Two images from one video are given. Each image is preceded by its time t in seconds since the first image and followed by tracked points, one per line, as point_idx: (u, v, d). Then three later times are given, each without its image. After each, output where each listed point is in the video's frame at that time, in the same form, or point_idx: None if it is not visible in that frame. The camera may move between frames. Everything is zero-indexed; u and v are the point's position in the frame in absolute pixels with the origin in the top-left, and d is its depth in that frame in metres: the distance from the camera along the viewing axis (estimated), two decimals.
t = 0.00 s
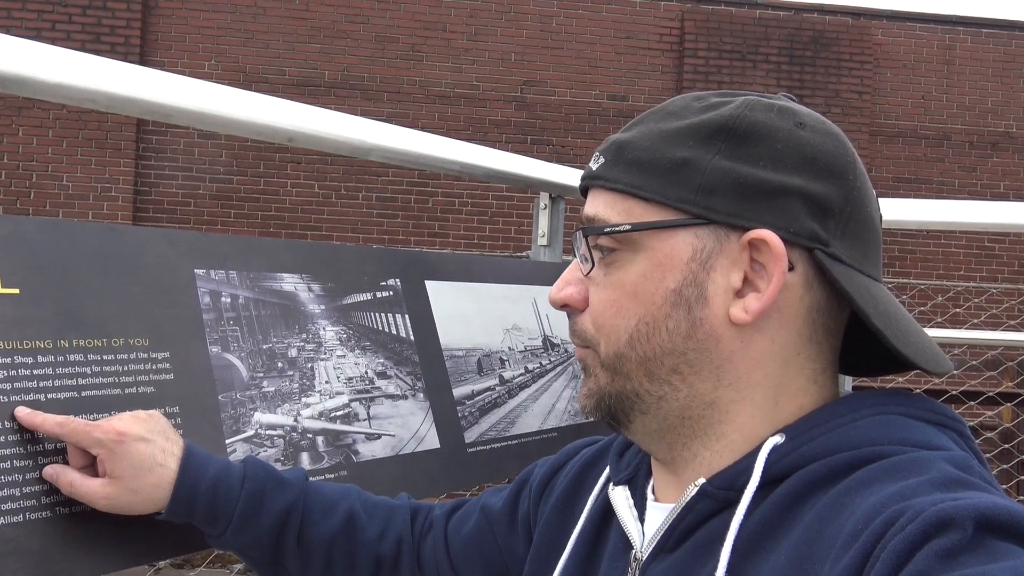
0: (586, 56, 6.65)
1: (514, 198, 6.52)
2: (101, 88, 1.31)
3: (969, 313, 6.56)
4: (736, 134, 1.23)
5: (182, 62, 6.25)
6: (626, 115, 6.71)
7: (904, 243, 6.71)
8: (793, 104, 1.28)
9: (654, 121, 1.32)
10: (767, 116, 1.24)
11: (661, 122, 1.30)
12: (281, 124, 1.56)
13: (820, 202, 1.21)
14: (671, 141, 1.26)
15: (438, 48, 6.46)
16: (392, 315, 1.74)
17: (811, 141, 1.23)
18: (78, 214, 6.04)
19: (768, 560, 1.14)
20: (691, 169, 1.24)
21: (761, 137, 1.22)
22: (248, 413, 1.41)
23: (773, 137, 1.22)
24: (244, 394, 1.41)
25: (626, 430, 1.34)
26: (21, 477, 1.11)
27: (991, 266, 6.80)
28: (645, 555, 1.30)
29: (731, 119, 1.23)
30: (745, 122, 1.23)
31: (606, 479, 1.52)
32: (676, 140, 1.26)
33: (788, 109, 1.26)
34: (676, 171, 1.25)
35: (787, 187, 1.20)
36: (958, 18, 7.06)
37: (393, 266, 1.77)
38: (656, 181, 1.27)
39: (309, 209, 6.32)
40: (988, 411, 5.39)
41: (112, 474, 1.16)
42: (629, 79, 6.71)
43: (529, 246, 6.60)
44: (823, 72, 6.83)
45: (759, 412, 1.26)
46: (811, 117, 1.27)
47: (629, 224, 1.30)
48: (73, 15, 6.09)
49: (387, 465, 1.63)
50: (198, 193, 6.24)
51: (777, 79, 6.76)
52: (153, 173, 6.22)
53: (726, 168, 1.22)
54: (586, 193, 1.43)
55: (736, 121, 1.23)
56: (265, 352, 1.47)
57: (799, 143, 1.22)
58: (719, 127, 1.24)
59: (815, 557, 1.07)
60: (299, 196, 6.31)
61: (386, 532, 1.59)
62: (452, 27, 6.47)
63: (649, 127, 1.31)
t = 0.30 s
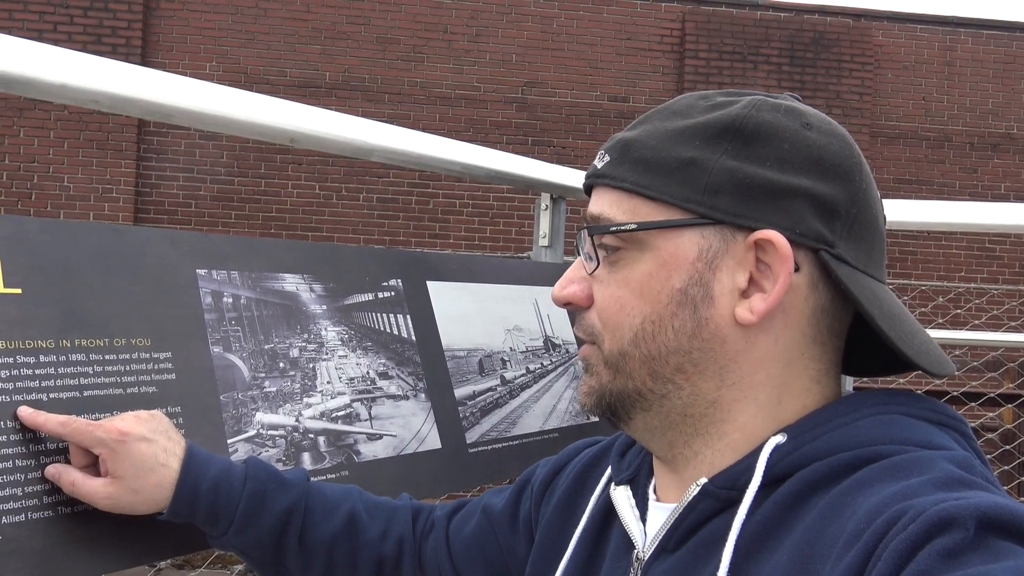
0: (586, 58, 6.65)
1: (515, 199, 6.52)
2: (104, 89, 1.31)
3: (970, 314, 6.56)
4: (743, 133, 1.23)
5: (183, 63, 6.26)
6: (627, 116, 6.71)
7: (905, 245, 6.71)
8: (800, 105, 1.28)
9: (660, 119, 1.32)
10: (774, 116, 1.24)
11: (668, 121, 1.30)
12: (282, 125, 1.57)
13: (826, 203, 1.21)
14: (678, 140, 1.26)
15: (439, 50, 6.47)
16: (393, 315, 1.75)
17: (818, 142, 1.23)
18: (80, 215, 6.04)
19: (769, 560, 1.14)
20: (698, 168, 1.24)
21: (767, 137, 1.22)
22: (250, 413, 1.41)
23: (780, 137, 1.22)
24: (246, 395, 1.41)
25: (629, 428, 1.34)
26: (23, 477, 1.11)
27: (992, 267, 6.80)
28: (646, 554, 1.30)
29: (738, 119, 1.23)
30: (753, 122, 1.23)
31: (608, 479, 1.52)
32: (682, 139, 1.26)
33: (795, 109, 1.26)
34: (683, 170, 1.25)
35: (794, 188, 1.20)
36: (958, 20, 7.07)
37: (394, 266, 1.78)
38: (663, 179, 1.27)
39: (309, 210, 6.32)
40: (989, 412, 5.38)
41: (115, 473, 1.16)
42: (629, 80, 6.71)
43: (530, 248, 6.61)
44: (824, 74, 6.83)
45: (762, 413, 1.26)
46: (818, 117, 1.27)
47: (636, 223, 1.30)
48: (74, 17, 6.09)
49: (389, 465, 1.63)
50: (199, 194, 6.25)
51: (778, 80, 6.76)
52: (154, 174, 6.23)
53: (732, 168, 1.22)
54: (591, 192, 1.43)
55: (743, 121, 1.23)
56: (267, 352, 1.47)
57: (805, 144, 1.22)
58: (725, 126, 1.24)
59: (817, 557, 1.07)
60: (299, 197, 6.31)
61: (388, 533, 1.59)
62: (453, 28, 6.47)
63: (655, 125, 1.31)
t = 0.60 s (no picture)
0: (586, 59, 6.66)
1: (515, 200, 6.52)
2: (104, 91, 1.31)
3: (971, 315, 6.55)
4: (743, 135, 1.23)
5: (183, 65, 6.26)
6: (627, 117, 6.72)
7: (905, 245, 6.72)
8: (801, 107, 1.28)
9: (661, 120, 1.32)
10: (775, 118, 1.24)
11: (668, 122, 1.30)
12: (282, 127, 1.57)
13: (826, 205, 1.21)
14: (679, 142, 1.26)
15: (439, 51, 6.47)
16: (393, 317, 1.75)
17: (818, 144, 1.23)
18: (80, 216, 6.04)
19: (769, 562, 1.14)
20: (699, 170, 1.24)
21: (768, 139, 1.22)
22: (251, 415, 1.42)
23: (781, 139, 1.22)
24: (247, 397, 1.41)
25: (629, 430, 1.34)
26: (25, 480, 1.11)
27: (992, 268, 6.80)
28: (646, 557, 1.30)
29: (739, 120, 1.24)
30: (754, 123, 1.23)
31: (608, 481, 1.52)
32: (683, 140, 1.26)
33: (796, 111, 1.26)
34: (684, 171, 1.25)
35: (794, 189, 1.20)
36: (958, 20, 7.07)
37: (395, 268, 1.78)
38: (663, 180, 1.27)
39: (309, 211, 6.32)
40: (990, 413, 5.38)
41: (115, 477, 1.16)
42: (629, 82, 6.72)
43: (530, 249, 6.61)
44: (824, 75, 6.83)
45: (762, 414, 1.26)
46: (818, 119, 1.27)
47: (637, 223, 1.29)
48: (74, 18, 6.09)
49: (389, 467, 1.63)
50: (199, 196, 6.25)
51: (778, 81, 6.76)
52: (154, 175, 6.22)
53: (733, 169, 1.22)
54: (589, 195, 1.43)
55: (744, 123, 1.23)
56: (268, 354, 1.47)
57: (807, 146, 1.22)
58: (726, 127, 1.24)
59: (817, 559, 1.07)
60: (299, 199, 6.31)
61: (388, 536, 1.59)
62: (453, 29, 6.48)
63: (656, 126, 1.31)
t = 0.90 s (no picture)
0: (585, 59, 6.66)
1: (514, 201, 6.52)
2: (103, 91, 1.31)
3: (969, 316, 6.56)
4: (748, 135, 1.22)
5: (182, 65, 6.26)
6: (627, 118, 6.72)
7: (904, 246, 6.73)
8: (803, 108, 1.28)
9: (665, 119, 1.31)
10: (779, 119, 1.24)
11: (672, 121, 1.29)
12: (282, 128, 1.57)
13: (830, 205, 1.21)
14: (684, 140, 1.25)
15: (438, 51, 6.47)
16: (394, 317, 1.74)
17: (822, 146, 1.23)
18: (79, 216, 6.04)
19: (771, 563, 1.14)
20: (704, 168, 1.24)
21: (773, 139, 1.22)
22: (252, 416, 1.41)
23: (785, 140, 1.22)
24: (247, 397, 1.41)
25: (631, 430, 1.34)
26: (25, 480, 1.11)
27: (991, 268, 6.81)
28: (648, 558, 1.30)
29: (744, 120, 1.23)
30: (758, 123, 1.23)
31: (609, 482, 1.52)
32: (688, 139, 1.25)
33: (799, 112, 1.26)
34: (689, 170, 1.25)
35: (799, 190, 1.20)
36: (957, 21, 7.08)
37: (395, 269, 1.78)
38: (669, 179, 1.26)
39: (309, 211, 6.31)
40: (990, 414, 5.37)
41: (116, 477, 1.16)
42: (628, 82, 6.71)
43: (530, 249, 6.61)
44: (823, 75, 6.84)
45: (764, 414, 1.26)
46: (820, 120, 1.27)
47: (643, 222, 1.29)
48: (73, 18, 6.09)
49: (390, 468, 1.63)
50: (198, 196, 6.25)
51: (777, 82, 6.77)
52: (153, 176, 6.22)
53: (738, 168, 1.22)
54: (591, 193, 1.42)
55: (749, 122, 1.23)
56: (268, 355, 1.47)
57: (810, 147, 1.22)
58: (731, 127, 1.23)
59: (819, 559, 1.07)
60: (299, 199, 6.31)
61: (389, 537, 1.59)
62: (452, 30, 6.48)
63: (660, 125, 1.30)
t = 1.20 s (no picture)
0: (582, 59, 6.66)
1: (511, 201, 6.52)
2: (99, 94, 1.31)
3: (967, 312, 6.56)
4: (810, 136, 1.31)
5: (177, 68, 6.25)
6: (624, 117, 6.72)
7: (902, 243, 6.73)
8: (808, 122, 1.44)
9: (722, 106, 1.32)
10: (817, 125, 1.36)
11: (735, 109, 1.30)
12: (277, 129, 1.57)
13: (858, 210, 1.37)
14: (761, 130, 1.28)
15: (434, 52, 6.47)
16: (392, 319, 1.74)
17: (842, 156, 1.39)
18: (76, 221, 6.04)
19: (769, 559, 1.14)
20: (786, 160, 1.28)
21: (824, 144, 1.33)
22: (251, 418, 1.41)
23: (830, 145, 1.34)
24: (245, 400, 1.41)
25: (705, 428, 1.27)
26: (24, 485, 1.11)
27: (988, 265, 6.82)
28: (647, 557, 1.30)
29: (805, 120, 1.31)
30: (810, 122, 1.32)
31: (607, 482, 1.53)
32: (768, 129, 1.28)
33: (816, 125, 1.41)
34: (774, 159, 1.27)
35: (847, 192, 1.34)
36: (953, 18, 7.08)
37: (393, 271, 1.78)
38: (758, 165, 1.27)
39: (306, 213, 6.31)
40: (987, 410, 5.38)
41: (115, 482, 1.16)
42: (625, 82, 6.72)
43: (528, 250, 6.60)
44: (819, 73, 6.85)
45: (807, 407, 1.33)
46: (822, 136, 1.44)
47: (749, 206, 1.26)
48: (69, 22, 6.09)
49: (389, 469, 1.63)
50: (195, 199, 6.24)
51: (773, 80, 6.77)
52: (150, 179, 6.21)
53: (811, 164, 1.29)
54: (648, 173, 1.34)
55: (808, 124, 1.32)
56: (267, 357, 1.47)
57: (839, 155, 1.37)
58: (798, 125, 1.30)
59: (816, 555, 1.07)
60: (295, 201, 6.30)
61: (388, 539, 1.59)
62: (448, 31, 6.48)
63: (731, 111, 1.30)
